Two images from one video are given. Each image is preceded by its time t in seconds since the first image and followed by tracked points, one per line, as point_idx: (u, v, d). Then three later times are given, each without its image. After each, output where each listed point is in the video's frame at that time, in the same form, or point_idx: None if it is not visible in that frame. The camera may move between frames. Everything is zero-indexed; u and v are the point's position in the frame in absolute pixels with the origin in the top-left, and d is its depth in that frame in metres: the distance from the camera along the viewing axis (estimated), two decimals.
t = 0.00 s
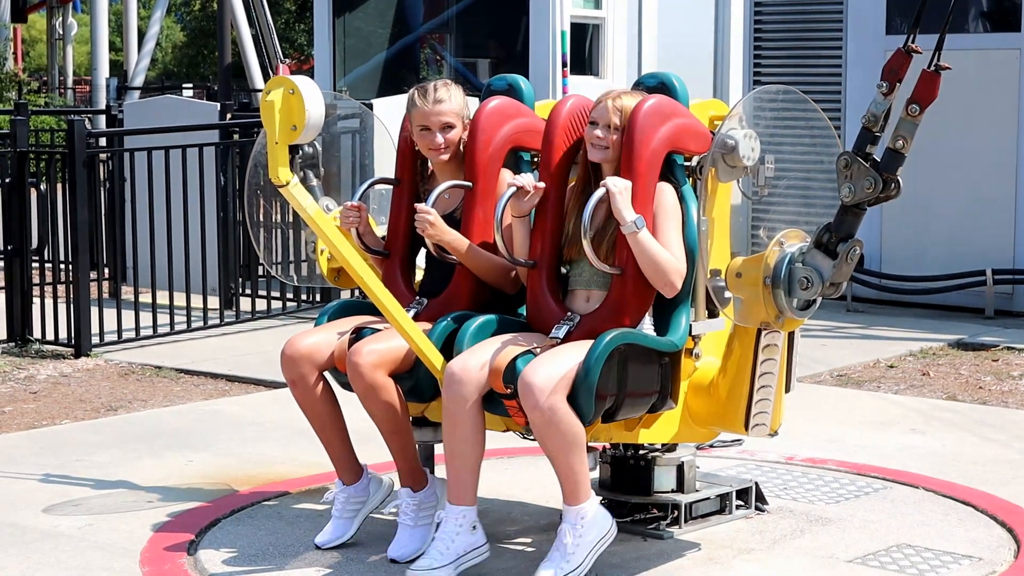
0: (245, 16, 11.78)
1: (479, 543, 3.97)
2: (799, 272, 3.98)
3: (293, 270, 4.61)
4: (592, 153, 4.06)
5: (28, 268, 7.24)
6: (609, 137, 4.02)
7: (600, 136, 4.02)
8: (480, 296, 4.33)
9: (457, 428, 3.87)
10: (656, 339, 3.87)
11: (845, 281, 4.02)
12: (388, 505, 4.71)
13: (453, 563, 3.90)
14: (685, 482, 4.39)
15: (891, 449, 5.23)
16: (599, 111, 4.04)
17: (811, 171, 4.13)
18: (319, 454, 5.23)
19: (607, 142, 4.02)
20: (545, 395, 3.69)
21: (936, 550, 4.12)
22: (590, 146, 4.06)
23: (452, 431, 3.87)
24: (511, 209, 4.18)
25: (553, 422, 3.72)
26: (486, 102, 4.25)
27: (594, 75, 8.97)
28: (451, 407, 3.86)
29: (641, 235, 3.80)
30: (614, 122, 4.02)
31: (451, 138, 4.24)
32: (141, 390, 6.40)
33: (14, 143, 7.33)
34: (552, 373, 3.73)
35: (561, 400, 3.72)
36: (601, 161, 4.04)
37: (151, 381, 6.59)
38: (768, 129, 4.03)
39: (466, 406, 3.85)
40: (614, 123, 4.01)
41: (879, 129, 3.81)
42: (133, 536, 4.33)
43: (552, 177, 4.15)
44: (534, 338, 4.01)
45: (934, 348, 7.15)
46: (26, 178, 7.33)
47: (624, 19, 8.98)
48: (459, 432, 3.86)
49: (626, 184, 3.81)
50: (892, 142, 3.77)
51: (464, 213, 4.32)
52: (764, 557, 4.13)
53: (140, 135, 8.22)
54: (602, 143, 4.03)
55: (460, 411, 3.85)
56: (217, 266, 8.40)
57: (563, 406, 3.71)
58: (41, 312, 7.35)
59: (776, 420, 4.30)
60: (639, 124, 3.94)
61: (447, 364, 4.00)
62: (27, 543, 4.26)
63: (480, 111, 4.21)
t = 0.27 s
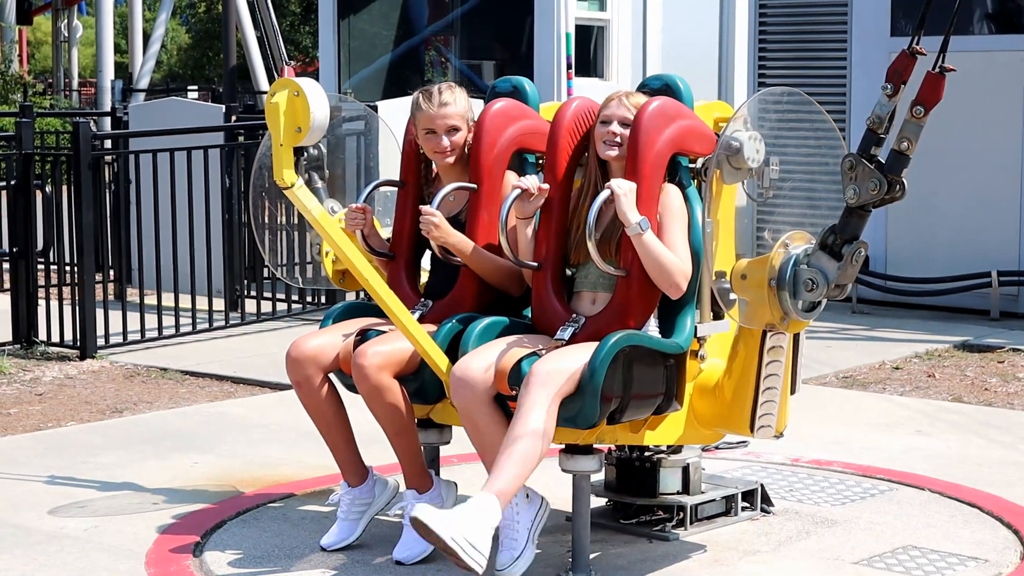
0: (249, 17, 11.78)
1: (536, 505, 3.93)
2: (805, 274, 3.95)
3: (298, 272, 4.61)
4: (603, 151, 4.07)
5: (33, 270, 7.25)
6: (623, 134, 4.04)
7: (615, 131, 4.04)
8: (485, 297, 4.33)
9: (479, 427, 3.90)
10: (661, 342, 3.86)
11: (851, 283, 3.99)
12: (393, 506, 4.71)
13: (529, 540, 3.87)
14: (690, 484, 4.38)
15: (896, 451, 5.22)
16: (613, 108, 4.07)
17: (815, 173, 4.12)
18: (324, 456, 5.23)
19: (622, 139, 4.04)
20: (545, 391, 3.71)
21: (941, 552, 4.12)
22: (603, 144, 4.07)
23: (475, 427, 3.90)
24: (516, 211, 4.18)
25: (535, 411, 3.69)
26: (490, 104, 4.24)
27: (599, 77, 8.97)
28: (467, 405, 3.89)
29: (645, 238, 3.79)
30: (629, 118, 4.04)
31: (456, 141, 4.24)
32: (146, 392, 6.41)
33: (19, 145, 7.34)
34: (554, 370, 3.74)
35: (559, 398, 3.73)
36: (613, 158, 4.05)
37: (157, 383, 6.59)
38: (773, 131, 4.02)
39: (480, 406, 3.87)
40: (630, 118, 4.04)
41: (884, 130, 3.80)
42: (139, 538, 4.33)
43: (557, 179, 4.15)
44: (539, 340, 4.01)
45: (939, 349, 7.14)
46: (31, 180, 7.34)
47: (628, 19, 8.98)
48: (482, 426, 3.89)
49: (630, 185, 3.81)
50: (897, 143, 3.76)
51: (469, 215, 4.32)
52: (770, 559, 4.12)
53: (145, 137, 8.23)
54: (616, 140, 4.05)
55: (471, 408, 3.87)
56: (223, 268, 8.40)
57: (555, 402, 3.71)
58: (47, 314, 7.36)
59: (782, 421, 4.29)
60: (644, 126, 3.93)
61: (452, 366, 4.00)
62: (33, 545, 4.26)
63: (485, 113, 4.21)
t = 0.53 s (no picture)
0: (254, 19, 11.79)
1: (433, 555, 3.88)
2: (809, 275, 3.96)
3: (301, 274, 4.64)
4: (603, 159, 4.07)
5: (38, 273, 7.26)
6: (620, 140, 4.04)
7: (610, 137, 4.04)
8: (489, 300, 4.33)
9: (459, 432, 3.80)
10: (665, 345, 3.86)
11: (854, 285, 4.01)
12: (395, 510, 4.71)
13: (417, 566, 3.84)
14: (694, 487, 4.38)
15: (900, 453, 5.22)
16: (605, 114, 4.07)
17: (819, 174, 4.09)
18: (328, 459, 5.23)
19: (619, 144, 4.04)
20: (548, 391, 3.71)
21: (945, 554, 4.12)
22: (603, 149, 4.07)
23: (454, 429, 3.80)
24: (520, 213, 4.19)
25: (535, 408, 3.69)
26: (494, 106, 4.25)
27: (603, 80, 8.98)
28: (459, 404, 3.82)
29: (649, 240, 3.80)
30: (623, 124, 4.04)
31: (461, 143, 4.25)
32: (150, 395, 6.41)
33: (23, 148, 7.35)
34: (558, 370, 3.74)
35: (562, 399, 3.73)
36: (612, 165, 4.05)
37: (160, 386, 6.59)
38: (777, 133, 4.01)
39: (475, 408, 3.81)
40: (624, 123, 4.04)
41: (887, 133, 3.80)
42: (143, 540, 4.33)
43: (561, 182, 4.15)
44: (544, 342, 4.01)
45: (943, 352, 7.14)
46: (36, 184, 7.35)
47: (632, 22, 9.00)
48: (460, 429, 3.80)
49: (634, 188, 3.82)
50: (900, 145, 3.76)
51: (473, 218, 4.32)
52: (773, 561, 4.13)
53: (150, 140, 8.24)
54: (612, 146, 4.05)
55: (464, 405, 3.81)
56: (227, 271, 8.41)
57: (558, 401, 3.71)
58: (51, 317, 7.37)
59: (785, 424, 4.29)
60: (648, 128, 3.94)
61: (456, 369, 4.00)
62: (37, 547, 4.27)
63: (489, 115, 4.21)
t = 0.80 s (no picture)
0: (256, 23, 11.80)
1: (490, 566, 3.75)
2: (811, 278, 3.99)
3: (304, 277, 4.62)
4: (603, 165, 4.08)
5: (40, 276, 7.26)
6: (620, 144, 4.03)
7: (608, 144, 4.04)
8: (491, 302, 4.33)
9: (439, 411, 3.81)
10: (667, 347, 3.85)
11: (856, 287, 4.03)
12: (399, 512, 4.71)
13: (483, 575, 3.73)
14: (696, 489, 4.38)
15: (903, 455, 5.22)
16: (604, 119, 4.05)
17: (822, 175, 4.10)
18: (330, 461, 5.23)
19: (617, 150, 4.03)
20: (550, 396, 3.70)
21: (948, 556, 4.12)
22: (604, 153, 4.06)
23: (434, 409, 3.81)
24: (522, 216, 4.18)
25: (541, 422, 3.71)
26: (497, 108, 4.25)
27: (605, 82, 8.98)
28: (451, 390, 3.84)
29: (651, 242, 3.79)
30: (621, 130, 4.02)
31: (462, 145, 4.24)
32: (153, 398, 6.41)
33: (26, 152, 7.35)
34: (560, 374, 3.73)
35: (565, 404, 3.73)
36: (613, 170, 4.05)
37: (163, 389, 6.59)
38: (779, 135, 4.01)
39: (466, 401, 3.83)
40: (622, 129, 4.02)
41: (888, 134, 3.79)
42: (145, 543, 4.33)
43: (563, 184, 4.15)
44: (547, 343, 4.01)
45: (946, 353, 7.14)
46: (38, 187, 7.35)
47: (634, 24, 9.01)
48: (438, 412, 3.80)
49: (636, 190, 3.81)
50: (901, 147, 3.76)
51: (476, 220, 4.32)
52: (776, 563, 4.12)
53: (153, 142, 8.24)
54: (611, 152, 4.05)
55: (459, 395, 3.82)
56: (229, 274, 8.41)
57: (562, 408, 3.71)
58: (54, 320, 7.38)
59: (788, 426, 4.29)
60: (650, 131, 3.93)
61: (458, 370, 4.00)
62: (40, 550, 4.27)
63: (491, 117, 4.22)
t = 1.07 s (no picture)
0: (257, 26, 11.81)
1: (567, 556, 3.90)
2: (812, 280, 3.99)
3: (304, 280, 4.62)
4: (604, 168, 4.08)
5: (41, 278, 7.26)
6: (620, 147, 4.04)
7: (609, 148, 4.04)
8: (492, 305, 4.33)
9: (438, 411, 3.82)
10: (667, 349, 3.84)
11: (857, 289, 4.02)
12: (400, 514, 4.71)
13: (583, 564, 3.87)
14: (697, 491, 4.38)
15: (904, 457, 5.23)
16: (604, 123, 4.05)
17: (823, 176, 4.10)
18: (331, 463, 5.24)
19: (619, 154, 4.03)
20: (554, 400, 3.70)
21: (949, 558, 4.12)
22: (604, 156, 4.06)
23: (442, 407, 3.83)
24: (523, 219, 4.19)
25: (563, 427, 3.72)
26: (498, 111, 4.25)
27: (606, 85, 8.99)
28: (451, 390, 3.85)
29: (652, 244, 3.79)
30: (622, 133, 4.02)
31: (462, 149, 4.25)
32: (153, 400, 6.42)
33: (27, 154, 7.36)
34: (565, 379, 3.73)
35: (572, 408, 3.73)
36: (614, 173, 4.05)
37: (164, 391, 6.60)
38: (781, 137, 4.01)
39: (464, 405, 3.83)
40: (623, 133, 4.02)
41: (888, 135, 3.79)
42: (146, 546, 4.34)
43: (564, 187, 4.15)
44: (547, 346, 4.01)
45: (947, 356, 7.14)
46: (39, 189, 7.35)
47: (636, 26, 9.02)
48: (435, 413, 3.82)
49: (637, 193, 3.81)
50: (901, 149, 3.76)
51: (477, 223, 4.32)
52: (777, 565, 4.13)
53: (154, 145, 8.25)
54: (611, 155, 4.05)
55: (459, 398, 3.82)
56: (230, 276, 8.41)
57: (572, 412, 3.72)
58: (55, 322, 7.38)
59: (789, 428, 4.29)
60: (651, 133, 3.94)
61: (459, 372, 4.00)
62: (41, 552, 4.27)
63: (492, 120, 4.22)
